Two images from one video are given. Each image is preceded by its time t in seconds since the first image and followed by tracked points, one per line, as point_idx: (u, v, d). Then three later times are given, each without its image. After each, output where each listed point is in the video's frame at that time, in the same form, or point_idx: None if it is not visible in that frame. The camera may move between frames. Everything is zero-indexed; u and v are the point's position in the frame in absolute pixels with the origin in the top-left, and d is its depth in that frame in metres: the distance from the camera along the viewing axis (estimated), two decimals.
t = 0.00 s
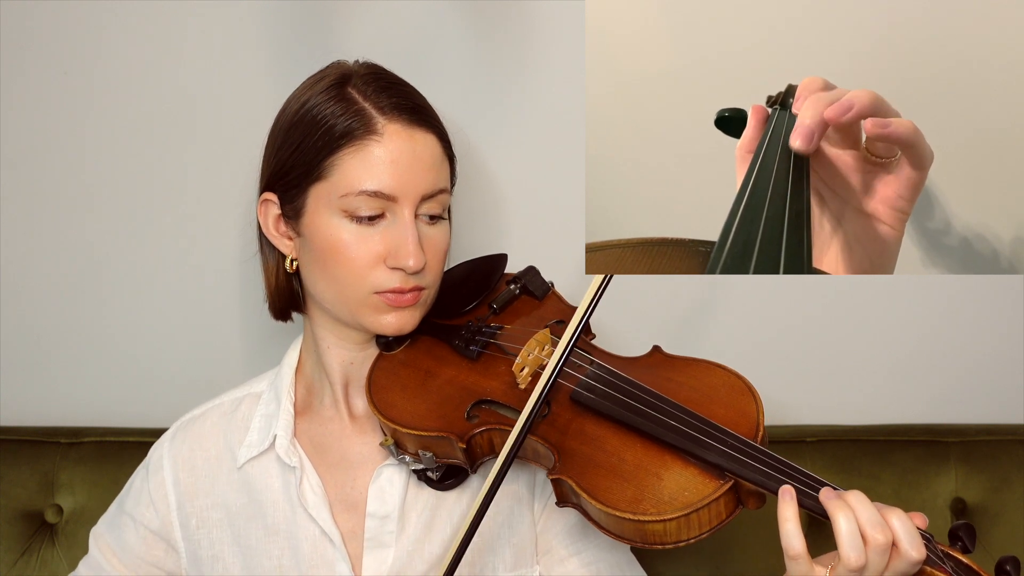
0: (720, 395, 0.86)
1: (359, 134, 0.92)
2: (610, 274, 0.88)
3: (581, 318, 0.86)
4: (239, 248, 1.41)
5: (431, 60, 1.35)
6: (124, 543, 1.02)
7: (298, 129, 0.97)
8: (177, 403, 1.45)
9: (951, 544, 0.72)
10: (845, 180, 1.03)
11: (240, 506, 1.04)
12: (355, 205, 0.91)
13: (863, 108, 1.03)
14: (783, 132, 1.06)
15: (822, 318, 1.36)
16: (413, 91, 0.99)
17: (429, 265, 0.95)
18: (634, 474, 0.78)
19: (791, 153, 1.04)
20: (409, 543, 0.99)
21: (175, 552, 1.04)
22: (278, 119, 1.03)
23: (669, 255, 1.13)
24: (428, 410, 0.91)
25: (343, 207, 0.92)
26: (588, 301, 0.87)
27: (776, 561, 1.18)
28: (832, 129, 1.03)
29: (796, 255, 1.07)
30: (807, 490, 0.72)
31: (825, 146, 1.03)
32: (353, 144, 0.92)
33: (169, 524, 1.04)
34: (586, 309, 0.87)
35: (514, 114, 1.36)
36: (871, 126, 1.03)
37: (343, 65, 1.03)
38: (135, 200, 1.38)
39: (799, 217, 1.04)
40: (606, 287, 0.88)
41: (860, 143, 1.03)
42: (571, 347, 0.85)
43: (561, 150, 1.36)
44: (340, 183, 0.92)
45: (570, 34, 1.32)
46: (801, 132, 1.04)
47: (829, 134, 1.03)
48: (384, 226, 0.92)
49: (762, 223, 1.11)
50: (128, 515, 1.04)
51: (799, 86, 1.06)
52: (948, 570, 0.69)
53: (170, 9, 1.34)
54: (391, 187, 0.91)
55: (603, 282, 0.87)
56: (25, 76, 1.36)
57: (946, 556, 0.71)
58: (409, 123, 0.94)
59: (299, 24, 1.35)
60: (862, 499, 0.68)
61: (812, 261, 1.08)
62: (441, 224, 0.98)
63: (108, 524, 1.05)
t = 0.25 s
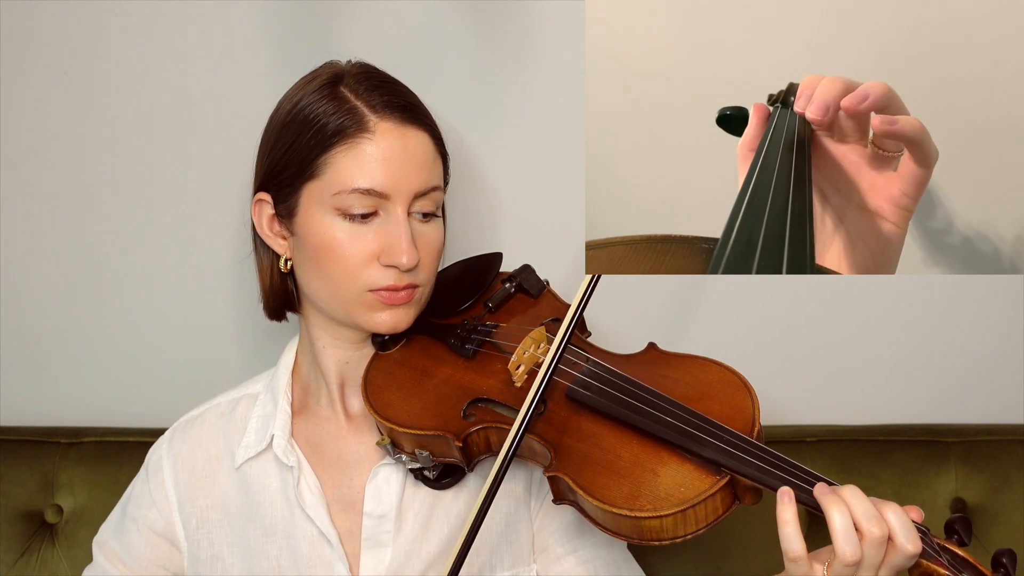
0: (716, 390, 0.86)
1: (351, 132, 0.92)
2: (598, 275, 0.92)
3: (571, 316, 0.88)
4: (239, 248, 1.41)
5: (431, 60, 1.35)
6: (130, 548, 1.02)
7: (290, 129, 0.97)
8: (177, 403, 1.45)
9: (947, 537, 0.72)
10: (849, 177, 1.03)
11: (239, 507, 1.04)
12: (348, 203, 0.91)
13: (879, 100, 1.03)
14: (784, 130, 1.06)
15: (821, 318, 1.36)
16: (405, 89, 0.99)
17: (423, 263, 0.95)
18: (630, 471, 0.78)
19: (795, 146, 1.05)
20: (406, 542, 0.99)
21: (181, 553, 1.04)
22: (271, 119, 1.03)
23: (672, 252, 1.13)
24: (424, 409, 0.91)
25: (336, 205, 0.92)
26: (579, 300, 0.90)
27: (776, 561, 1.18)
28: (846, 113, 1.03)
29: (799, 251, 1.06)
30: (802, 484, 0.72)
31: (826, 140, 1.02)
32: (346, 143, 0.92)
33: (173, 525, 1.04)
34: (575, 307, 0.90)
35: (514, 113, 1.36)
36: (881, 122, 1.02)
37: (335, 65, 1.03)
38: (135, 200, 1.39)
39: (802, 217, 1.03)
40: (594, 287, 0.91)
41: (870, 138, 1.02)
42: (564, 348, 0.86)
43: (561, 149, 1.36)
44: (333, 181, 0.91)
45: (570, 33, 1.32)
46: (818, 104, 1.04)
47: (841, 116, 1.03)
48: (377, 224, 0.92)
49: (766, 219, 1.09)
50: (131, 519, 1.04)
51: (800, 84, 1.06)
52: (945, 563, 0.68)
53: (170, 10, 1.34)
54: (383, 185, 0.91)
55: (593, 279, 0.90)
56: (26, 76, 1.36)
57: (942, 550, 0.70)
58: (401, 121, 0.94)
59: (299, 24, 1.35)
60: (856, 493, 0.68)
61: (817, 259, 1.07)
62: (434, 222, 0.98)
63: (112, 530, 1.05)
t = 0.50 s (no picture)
0: (716, 390, 0.86)
1: (348, 133, 0.92)
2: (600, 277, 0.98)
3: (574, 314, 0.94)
4: (239, 247, 1.41)
5: (431, 60, 1.35)
6: (137, 548, 1.02)
7: (288, 129, 0.97)
8: (177, 403, 1.45)
9: (946, 538, 0.72)
10: (851, 178, 1.03)
11: (240, 506, 1.04)
12: (345, 204, 0.91)
13: (883, 99, 1.03)
14: (785, 129, 1.07)
15: (822, 318, 1.36)
16: (402, 90, 0.99)
17: (421, 263, 0.95)
18: (630, 471, 0.78)
19: (796, 146, 1.05)
20: (406, 542, 0.99)
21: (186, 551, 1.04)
22: (269, 120, 1.03)
23: (674, 252, 1.13)
24: (424, 409, 0.91)
25: (333, 206, 0.92)
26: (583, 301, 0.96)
27: (776, 561, 1.18)
28: (848, 112, 1.03)
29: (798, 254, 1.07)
30: (802, 484, 0.72)
31: (827, 139, 1.03)
32: (343, 144, 0.92)
33: (177, 523, 1.04)
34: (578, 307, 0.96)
35: (514, 113, 1.36)
36: (884, 123, 1.02)
37: (332, 65, 1.03)
38: (135, 200, 1.39)
39: (803, 216, 1.04)
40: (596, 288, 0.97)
41: (872, 138, 1.02)
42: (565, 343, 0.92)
43: (561, 149, 1.36)
44: (331, 182, 0.92)
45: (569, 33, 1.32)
46: (820, 104, 1.04)
47: (842, 116, 1.03)
48: (374, 225, 0.92)
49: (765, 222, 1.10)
50: (136, 519, 1.04)
51: (802, 83, 1.06)
52: (944, 564, 0.68)
53: (170, 10, 1.34)
54: (381, 185, 0.91)
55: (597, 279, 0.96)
56: (26, 76, 1.36)
57: (941, 550, 0.70)
58: (398, 121, 0.94)
59: (299, 24, 1.35)
60: (855, 493, 0.68)
61: (817, 259, 1.08)
62: (432, 222, 0.98)
63: (119, 532, 1.05)
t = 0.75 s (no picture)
0: (721, 393, 0.86)
1: (356, 133, 0.92)
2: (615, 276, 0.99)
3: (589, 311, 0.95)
4: (239, 248, 1.41)
5: (431, 60, 1.35)
6: (130, 541, 1.02)
7: (296, 129, 0.97)
8: (177, 403, 1.45)
9: (950, 542, 0.72)
10: (854, 178, 1.04)
11: (242, 505, 1.04)
12: (353, 204, 0.91)
13: (885, 98, 1.03)
14: (788, 131, 1.06)
15: (822, 318, 1.36)
16: (410, 90, 0.99)
17: (427, 264, 0.95)
18: (635, 474, 0.78)
19: (798, 146, 1.05)
20: (409, 542, 0.99)
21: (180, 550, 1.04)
22: (276, 119, 1.03)
23: (676, 252, 1.13)
24: (428, 410, 0.91)
25: (341, 206, 0.92)
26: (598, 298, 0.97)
27: (776, 561, 1.18)
28: (850, 112, 1.04)
29: (802, 256, 1.08)
30: (807, 489, 0.73)
31: (830, 139, 1.03)
32: (351, 144, 0.92)
33: (173, 521, 1.04)
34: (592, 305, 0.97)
35: (514, 113, 1.36)
36: (886, 123, 1.03)
37: (340, 65, 1.03)
38: (135, 200, 1.38)
39: (805, 217, 1.05)
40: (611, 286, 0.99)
41: (875, 138, 1.03)
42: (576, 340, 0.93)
43: (561, 150, 1.36)
44: (338, 182, 0.92)
45: (570, 34, 1.32)
46: (822, 103, 1.05)
47: (844, 116, 1.04)
48: (382, 225, 0.92)
49: (768, 223, 1.11)
50: (133, 515, 1.04)
51: (804, 83, 1.06)
52: (948, 569, 0.69)
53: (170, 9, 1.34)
54: (389, 186, 0.91)
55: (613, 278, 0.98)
56: (26, 76, 1.36)
57: (946, 555, 0.71)
58: (406, 122, 0.94)
59: (299, 24, 1.35)
60: (861, 497, 0.68)
61: (819, 259, 1.08)
62: (439, 223, 0.98)
63: (114, 524, 1.05)
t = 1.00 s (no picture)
0: (724, 396, 0.86)
1: (363, 132, 0.92)
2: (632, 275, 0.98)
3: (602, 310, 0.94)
4: (239, 248, 1.41)
5: (432, 60, 1.35)
6: (124, 539, 1.03)
7: (303, 127, 0.97)
8: (177, 403, 1.45)
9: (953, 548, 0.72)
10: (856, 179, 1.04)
11: (242, 505, 1.04)
12: (359, 203, 0.91)
13: (888, 99, 1.03)
14: (790, 132, 1.07)
15: (822, 318, 1.36)
16: (418, 90, 0.99)
17: (432, 264, 0.95)
18: (637, 476, 0.78)
19: (802, 146, 1.06)
20: (410, 543, 0.99)
21: (176, 550, 1.04)
22: (282, 117, 1.03)
23: (680, 252, 1.14)
24: (431, 410, 0.91)
25: (347, 205, 0.92)
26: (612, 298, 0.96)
27: (776, 560, 1.18)
28: (852, 113, 1.04)
29: (806, 254, 1.09)
30: (810, 494, 0.73)
31: (833, 139, 1.05)
32: (358, 142, 0.92)
33: (168, 522, 1.04)
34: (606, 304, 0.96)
35: (515, 113, 1.36)
36: (888, 123, 1.03)
37: (347, 64, 1.03)
38: (136, 200, 1.38)
39: (809, 217, 1.06)
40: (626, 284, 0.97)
41: (877, 138, 1.04)
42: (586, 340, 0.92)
43: (562, 150, 1.36)
44: (345, 181, 0.92)
45: (570, 34, 1.32)
46: (823, 105, 1.05)
47: (847, 116, 1.05)
48: (388, 224, 0.92)
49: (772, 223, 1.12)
50: (130, 515, 1.04)
51: (808, 83, 1.06)
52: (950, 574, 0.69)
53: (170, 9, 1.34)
54: (395, 185, 0.91)
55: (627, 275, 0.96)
56: (26, 76, 1.36)
57: (948, 560, 0.71)
58: (413, 121, 0.94)
59: (300, 24, 1.35)
60: (863, 502, 0.68)
61: (823, 259, 1.09)
62: (445, 223, 0.98)
63: (111, 522, 1.06)
